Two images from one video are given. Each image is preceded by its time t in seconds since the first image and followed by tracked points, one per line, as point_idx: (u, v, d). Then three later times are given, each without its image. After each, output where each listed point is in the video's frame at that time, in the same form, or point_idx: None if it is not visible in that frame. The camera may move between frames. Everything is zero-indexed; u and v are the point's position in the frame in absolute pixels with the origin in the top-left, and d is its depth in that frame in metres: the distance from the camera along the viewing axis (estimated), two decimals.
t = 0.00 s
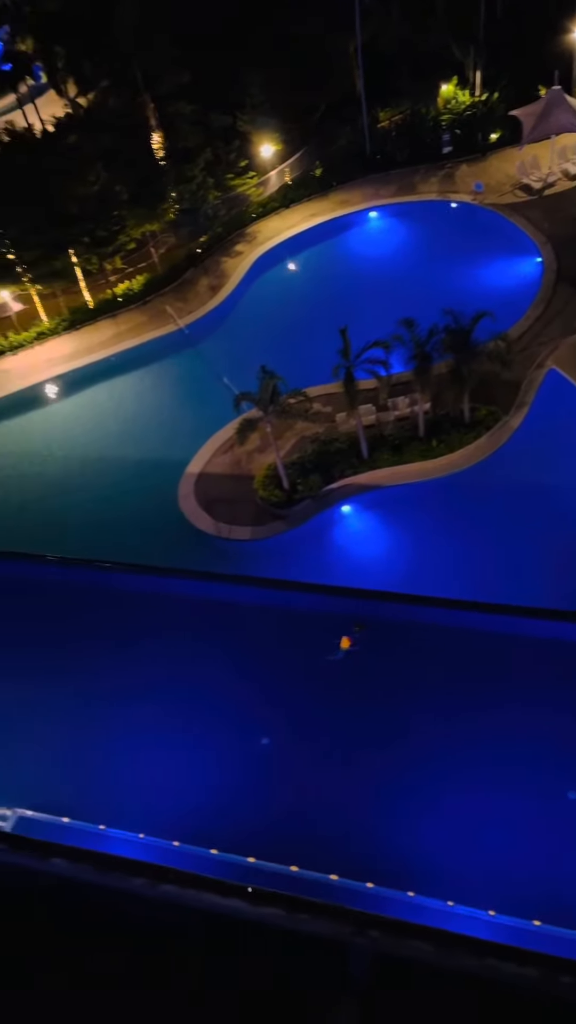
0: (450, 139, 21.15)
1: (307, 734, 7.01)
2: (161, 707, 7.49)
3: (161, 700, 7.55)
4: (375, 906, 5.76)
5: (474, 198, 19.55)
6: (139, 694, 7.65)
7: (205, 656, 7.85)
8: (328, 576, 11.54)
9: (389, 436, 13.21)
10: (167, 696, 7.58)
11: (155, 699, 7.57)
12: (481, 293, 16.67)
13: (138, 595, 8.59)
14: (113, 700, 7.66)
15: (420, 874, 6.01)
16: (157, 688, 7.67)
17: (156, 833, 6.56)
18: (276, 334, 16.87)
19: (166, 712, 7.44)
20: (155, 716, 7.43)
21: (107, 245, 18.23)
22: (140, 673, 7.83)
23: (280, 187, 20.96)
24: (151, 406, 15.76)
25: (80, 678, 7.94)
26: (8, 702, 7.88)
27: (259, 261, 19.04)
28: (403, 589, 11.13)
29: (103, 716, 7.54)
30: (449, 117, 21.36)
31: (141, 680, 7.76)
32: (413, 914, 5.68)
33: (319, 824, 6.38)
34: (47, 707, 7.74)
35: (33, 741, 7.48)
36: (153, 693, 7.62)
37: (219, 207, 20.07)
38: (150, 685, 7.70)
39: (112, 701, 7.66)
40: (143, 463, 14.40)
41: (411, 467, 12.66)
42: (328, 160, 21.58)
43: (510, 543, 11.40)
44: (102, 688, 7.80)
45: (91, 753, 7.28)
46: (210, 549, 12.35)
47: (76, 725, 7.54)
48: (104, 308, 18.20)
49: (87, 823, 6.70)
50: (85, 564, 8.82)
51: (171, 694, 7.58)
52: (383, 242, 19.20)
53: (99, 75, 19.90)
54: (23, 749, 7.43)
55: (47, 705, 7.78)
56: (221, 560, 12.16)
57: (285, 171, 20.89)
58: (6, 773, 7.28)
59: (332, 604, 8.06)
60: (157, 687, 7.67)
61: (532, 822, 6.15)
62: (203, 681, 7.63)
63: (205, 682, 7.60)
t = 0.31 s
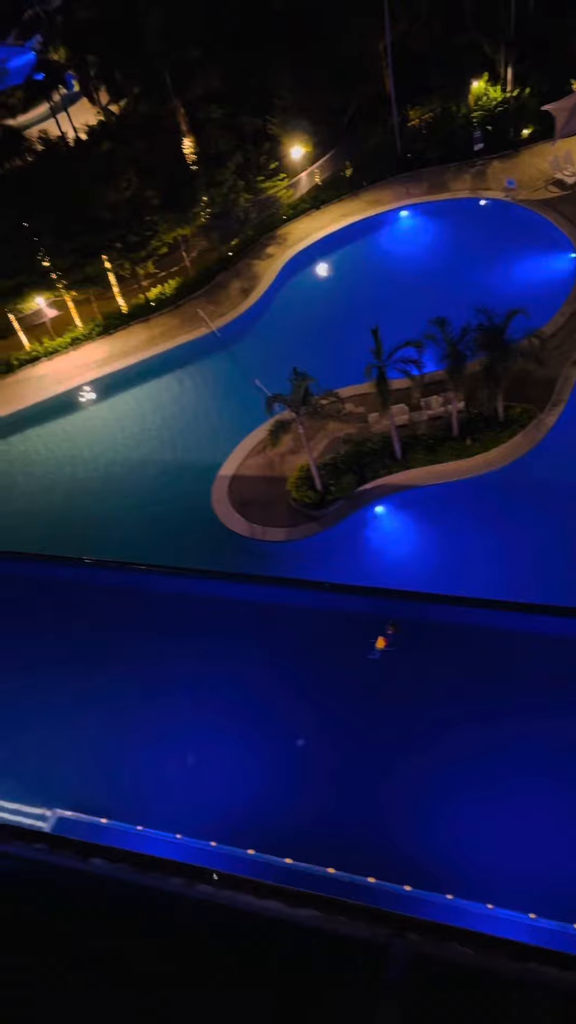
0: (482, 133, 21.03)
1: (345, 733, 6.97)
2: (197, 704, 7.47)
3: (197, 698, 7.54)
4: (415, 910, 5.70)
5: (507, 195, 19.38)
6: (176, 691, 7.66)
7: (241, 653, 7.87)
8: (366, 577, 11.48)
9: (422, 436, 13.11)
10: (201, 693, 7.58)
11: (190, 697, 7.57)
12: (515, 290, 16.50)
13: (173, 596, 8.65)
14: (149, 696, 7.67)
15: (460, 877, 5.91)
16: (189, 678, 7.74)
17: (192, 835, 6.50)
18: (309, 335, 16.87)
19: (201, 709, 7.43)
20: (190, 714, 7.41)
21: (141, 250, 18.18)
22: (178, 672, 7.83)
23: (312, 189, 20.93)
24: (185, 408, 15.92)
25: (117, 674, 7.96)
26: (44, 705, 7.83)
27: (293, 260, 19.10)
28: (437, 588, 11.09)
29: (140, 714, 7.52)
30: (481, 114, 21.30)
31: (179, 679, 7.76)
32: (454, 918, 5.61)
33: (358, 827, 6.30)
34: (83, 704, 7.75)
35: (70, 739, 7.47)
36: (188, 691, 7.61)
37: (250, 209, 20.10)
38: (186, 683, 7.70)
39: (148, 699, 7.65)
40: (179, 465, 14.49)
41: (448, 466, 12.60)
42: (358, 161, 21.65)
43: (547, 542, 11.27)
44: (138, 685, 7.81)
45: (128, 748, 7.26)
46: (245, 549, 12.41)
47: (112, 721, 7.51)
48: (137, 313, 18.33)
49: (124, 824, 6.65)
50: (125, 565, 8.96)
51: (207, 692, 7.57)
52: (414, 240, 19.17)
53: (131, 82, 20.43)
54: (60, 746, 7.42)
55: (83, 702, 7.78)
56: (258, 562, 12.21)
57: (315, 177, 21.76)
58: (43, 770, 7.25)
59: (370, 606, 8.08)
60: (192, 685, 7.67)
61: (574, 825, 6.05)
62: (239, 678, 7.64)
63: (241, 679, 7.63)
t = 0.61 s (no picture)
0: (513, 132, 20.84)
1: (381, 735, 6.91)
2: (235, 705, 7.47)
3: (234, 700, 7.52)
4: (453, 914, 5.64)
5: (538, 193, 19.22)
6: (213, 692, 7.63)
7: (277, 656, 7.81)
8: (402, 579, 11.43)
9: (455, 437, 13.03)
10: (235, 696, 7.55)
11: (224, 699, 7.54)
12: (548, 289, 16.33)
13: (207, 599, 8.55)
14: (185, 695, 7.67)
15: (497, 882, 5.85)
16: (225, 680, 7.71)
17: (228, 839, 6.46)
18: (341, 338, 16.85)
19: (238, 711, 7.42)
20: (223, 715, 7.41)
21: (172, 256, 18.34)
22: (213, 673, 7.80)
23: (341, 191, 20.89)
24: (217, 412, 16.03)
25: (152, 673, 7.93)
26: (79, 710, 7.79)
27: (325, 260, 19.12)
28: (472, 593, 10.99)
29: (175, 713, 7.53)
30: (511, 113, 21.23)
31: (214, 681, 7.73)
32: (491, 923, 5.56)
33: (397, 830, 6.27)
34: (119, 704, 7.71)
35: (104, 742, 7.45)
36: (224, 694, 7.58)
37: (279, 213, 20.26)
38: (221, 686, 7.67)
39: (183, 700, 7.63)
40: (212, 470, 14.59)
41: (481, 466, 12.48)
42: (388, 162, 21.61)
43: None
44: (172, 685, 7.79)
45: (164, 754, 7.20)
46: (278, 554, 12.43)
47: (147, 724, 7.48)
48: (169, 318, 18.45)
49: (162, 826, 6.65)
50: (159, 571, 8.77)
51: (241, 695, 7.56)
52: (444, 240, 19.09)
53: (160, 90, 20.56)
54: (97, 748, 7.40)
55: (119, 702, 7.74)
56: (291, 564, 12.24)
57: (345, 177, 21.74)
58: (80, 772, 7.23)
59: (407, 608, 7.95)
60: (229, 688, 7.64)
61: None
62: (274, 681, 7.60)
63: (275, 682, 7.58)
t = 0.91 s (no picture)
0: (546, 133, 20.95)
1: (421, 738, 6.73)
2: (272, 711, 7.32)
3: (271, 705, 7.39)
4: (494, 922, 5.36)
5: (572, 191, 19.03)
6: (251, 696, 7.54)
7: (315, 663, 7.65)
8: (438, 583, 11.37)
9: (491, 440, 12.93)
10: (271, 701, 7.43)
11: (261, 704, 7.43)
12: None
13: (245, 604, 8.49)
14: (223, 698, 7.61)
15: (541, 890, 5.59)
16: (264, 686, 7.58)
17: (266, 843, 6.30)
18: (375, 342, 16.79)
19: (274, 717, 7.27)
20: (260, 720, 7.29)
21: (205, 264, 18.32)
22: (249, 677, 7.72)
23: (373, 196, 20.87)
24: (250, 418, 16.10)
25: (191, 677, 7.91)
26: (116, 718, 7.74)
27: (356, 267, 19.11)
28: (507, 594, 10.92)
29: (212, 715, 7.47)
30: (545, 113, 20.97)
31: (250, 685, 7.64)
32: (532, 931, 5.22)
33: (438, 840, 6.02)
34: (157, 708, 7.70)
35: (142, 747, 7.40)
36: (262, 697, 7.48)
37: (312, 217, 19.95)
38: (259, 690, 7.56)
39: (221, 702, 7.58)
40: (248, 475, 14.63)
41: (517, 469, 12.36)
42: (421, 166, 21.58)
43: None
44: (209, 688, 7.74)
45: (201, 759, 7.14)
46: (313, 559, 12.45)
47: (184, 727, 7.46)
48: (203, 325, 18.57)
49: (200, 831, 6.51)
50: (194, 577, 8.79)
51: (277, 699, 7.42)
52: (476, 242, 18.97)
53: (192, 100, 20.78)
54: (135, 753, 7.37)
55: (156, 706, 7.73)
56: (328, 570, 12.27)
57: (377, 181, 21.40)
58: (117, 778, 7.18)
59: (445, 612, 7.74)
60: (267, 694, 7.50)
61: None
62: (307, 688, 7.44)
63: (311, 691, 7.39)
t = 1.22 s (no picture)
0: None
1: (454, 745, 6.65)
2: (304, 716, 7.30)
3: (303, 710, 7.37)
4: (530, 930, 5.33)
5: None
6: (283, 701, 7.51)
7: (346, 668, 7.61)
8: (469, 588, 11.31)
9: (521, 443, 12.76)
10: (303, 706, 7.40)
11: (292, 709, 7.40)
12: None
13: (275, 609, 8.48)
14: (255, 702, 7.60)
15: None
16: (296, 691, 7.55)
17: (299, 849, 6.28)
18: (404, 346, 16.75)
19: (306, 724, 7.23)
20: (292, 726, 7.25)
21: (233, 271, 18.30)
22: (279, 682, 7.70)
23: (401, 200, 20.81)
24: (279, 423, 16.14)
25: (221, 681, 7.94)
26: (149, 722, 7.78)
27: (385, 269, 19.06)
28: (538, 597, 10.84)
29: (245, 719, 7.49)
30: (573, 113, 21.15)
31: (280, 690, 7.63)
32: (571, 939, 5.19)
33: (471, 846, 5.97)
34: (189, 711, 7.75)
35: (174, 752, 7.41)
36: (293, 702, 7.46)
37: (339, 223, 20.21)
38: (292, 695, 7.53)
39: (253, 707, 7.57)
40: (278, 480, 14.67)
41: (548, 470, 12.23)
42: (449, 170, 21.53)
43: None
44: (240, 692, 7.75)
45: (233, 764, 7.12)
46: (343, 564, 12.47)
47: (216, 731, 7.46)
48: (231, 332, 18.67)
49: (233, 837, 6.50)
50: (226, 581, 8.75)
51: (308, 704, 7.40)
52: (504, 244, 18.82)
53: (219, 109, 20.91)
54: (169, 756, 7.39)
55: (188, 708, 7.78)
56: (358, 574, 12.26)
57: (405, 184, 21.36)
58: (149, 783, 7.20)
59: (475, 617, 7.66)
60: (299, 699, 7.47)
61: None
62: (338, 692, 7.41)
63: (342, 696, 7.36)
